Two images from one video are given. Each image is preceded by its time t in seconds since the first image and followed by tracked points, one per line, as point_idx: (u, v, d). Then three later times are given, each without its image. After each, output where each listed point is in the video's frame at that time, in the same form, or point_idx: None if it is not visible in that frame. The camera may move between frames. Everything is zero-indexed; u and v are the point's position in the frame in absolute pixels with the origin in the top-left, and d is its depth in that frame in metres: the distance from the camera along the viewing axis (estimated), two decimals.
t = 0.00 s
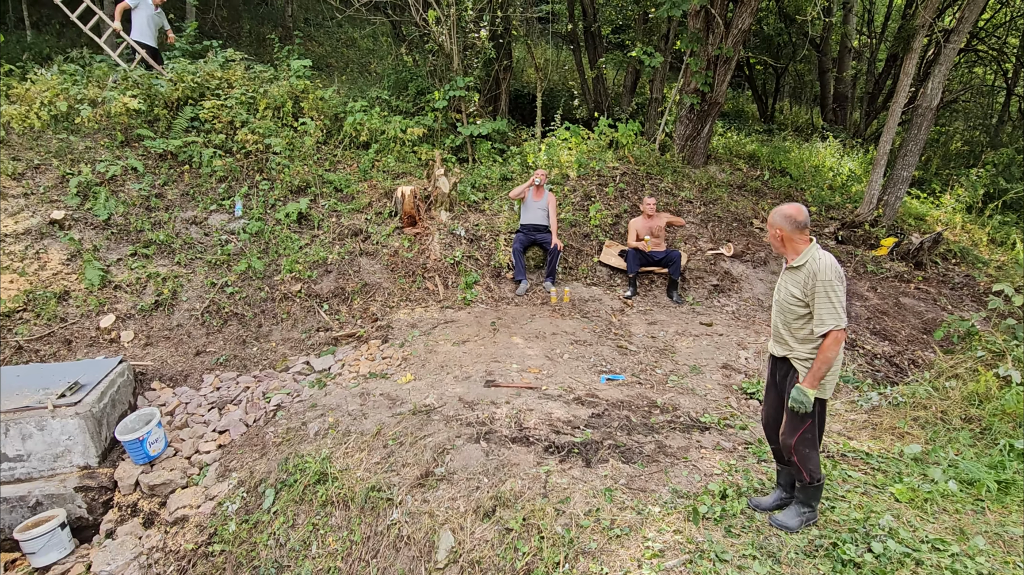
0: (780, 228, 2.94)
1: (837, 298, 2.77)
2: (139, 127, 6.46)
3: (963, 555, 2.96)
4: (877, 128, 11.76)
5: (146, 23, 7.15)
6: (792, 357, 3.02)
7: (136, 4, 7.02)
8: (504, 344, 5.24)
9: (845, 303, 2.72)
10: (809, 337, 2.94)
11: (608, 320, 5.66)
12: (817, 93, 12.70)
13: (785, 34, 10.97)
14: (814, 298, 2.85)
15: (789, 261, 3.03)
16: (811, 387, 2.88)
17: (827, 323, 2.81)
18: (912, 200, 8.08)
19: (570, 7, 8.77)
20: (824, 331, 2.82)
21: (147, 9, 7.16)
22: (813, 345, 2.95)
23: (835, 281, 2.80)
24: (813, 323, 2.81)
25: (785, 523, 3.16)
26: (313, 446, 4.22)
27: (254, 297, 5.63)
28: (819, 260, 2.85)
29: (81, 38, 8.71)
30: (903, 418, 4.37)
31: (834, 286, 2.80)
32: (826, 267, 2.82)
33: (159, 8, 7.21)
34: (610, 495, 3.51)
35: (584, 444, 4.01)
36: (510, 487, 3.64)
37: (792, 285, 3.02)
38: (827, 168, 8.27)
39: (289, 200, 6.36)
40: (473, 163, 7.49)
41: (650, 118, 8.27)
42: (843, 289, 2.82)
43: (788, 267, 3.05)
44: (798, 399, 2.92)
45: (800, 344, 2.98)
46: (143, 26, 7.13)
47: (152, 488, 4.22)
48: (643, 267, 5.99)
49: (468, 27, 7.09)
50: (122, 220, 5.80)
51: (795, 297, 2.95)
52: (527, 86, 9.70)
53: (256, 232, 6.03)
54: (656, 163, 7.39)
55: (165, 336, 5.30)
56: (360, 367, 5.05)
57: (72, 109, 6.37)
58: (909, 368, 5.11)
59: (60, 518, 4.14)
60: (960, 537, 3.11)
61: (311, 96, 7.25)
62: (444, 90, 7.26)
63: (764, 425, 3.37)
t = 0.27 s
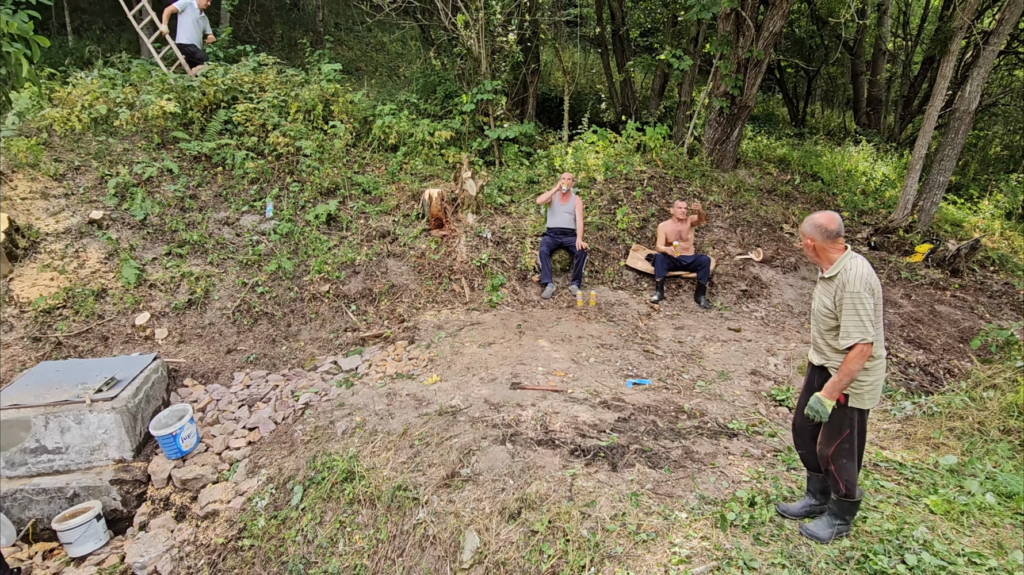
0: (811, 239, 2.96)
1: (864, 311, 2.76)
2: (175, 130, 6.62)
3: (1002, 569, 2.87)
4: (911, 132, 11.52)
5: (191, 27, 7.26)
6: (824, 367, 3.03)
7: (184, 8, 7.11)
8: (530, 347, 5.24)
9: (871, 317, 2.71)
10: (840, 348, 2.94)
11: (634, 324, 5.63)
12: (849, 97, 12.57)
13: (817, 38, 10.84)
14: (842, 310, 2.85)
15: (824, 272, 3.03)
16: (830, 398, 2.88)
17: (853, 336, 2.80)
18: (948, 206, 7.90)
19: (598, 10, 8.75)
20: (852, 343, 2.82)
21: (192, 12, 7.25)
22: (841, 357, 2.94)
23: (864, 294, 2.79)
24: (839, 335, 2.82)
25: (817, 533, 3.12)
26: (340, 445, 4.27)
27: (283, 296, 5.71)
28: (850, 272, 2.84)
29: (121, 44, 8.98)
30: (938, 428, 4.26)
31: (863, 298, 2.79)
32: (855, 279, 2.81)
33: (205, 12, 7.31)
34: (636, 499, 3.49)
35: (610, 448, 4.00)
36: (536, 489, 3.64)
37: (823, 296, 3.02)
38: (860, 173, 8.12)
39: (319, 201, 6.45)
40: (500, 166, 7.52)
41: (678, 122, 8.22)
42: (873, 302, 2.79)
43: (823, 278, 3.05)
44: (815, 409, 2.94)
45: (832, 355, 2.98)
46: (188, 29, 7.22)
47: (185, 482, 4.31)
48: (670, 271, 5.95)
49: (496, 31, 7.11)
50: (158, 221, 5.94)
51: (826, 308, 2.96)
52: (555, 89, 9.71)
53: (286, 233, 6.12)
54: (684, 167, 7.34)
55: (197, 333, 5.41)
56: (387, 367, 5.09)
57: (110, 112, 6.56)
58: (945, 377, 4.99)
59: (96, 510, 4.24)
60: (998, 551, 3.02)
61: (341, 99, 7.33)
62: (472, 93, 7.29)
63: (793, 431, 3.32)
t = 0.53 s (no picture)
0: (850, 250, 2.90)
1: (909, 323, 2.69)
2: (216, 136, 6.80)
3: None
4: (955, 139, 11.22)
5: (243, 38, 7.59)
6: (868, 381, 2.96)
7: (236, 20, 7.43)
8: (560, 354, 5.23)
9: (917, 329, 2.63)
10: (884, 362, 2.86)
11: (666, 333, 5.57)
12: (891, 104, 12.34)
13: (856, 43, 10.65)
14: (885, 322, 2.78)
15: (865, 283, 2.96)
16: (881, 415, 2.79)
17: (899, 349, 2.72)
18: (995, 216, 7.66)
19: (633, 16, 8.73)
20: (897, 357, 2.74)
21: (243, 24, 7.58)
22: (886, 370, 2.87)
23: (908, 305, 2.71)
24: (884, 348, 2.75)
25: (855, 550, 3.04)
26: (371, 447, 4.31)
27: (317, 299, 5.80)
28: (893, 283, 2.76)
29: (165, 52, 9.28)
30: (983, 446, 4.11)
31: (907, 310, 2.71)
32: (897, 291, 2.74)
33: (255, 24, 7.63)
34: (667, 511, 3.44)
35: (641, 458, 3.97)
36: (566, 496, 3.63)
37: (866, 308, 2.95)
38: (901, 181, 7.93)
39: (353, 206, 6.54)
40: (533, 172, 7.54)
41: (713, 129, 8.14)
42: (918, 314, 2.71)
43: (864, 289, 2.98)
44: (865, 426, 2.85)
45: (876, 368, 2.91)
46: (239, 40, 7.55)
47: (220, 481, 4.41)
48: (703, 280, 5.89)
49: (530, 38, 7.14)
50: (198, 224, 6.10)
51: (869, 320, 2.89)
52: (587, 96, 9.71)
53: (321, 237, 6.21)
54: (719, 174, 7.27)
55: (234, 335, 5.52)
56: (418, 372, 5.13)
57: (155, 118, 6.78)
58: (990, 393, 4.82)
59: (136, 505, 4.33)
60: None
61: (376, 106, 7.43)
62: (505, 100, 7.33)
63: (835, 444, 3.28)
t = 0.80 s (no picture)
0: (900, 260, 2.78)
1: (970, 334, 2.58)
2: (259, 142, 6.98)
3: None
4: (1009, 148, 10.81)
5: (300, 51, 7.63)
6: (923, 394, 2.84)
7: (292, 35, 7.45)
8: (596, 361, 5.19)
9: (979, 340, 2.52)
10: (942, 374, 2.75)
11: (704, 342, 5.49)
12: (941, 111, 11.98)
13: (904, 47, 10.40)
14: (943, 334, 2.67)
15: (914, 293, 2.84)
16: (948, 430, 2.65)
17: (960, 361, 2.61)
18: None
19: (672, 23, 8.68)
20: (958, 369, 2.63)
21: (300, 37, 7.59)
22: (943, 383, 2.76)
23: (966, 316, 2.60)
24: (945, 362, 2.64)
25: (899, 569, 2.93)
26: (407, 450, 4.34)
27: (355, 303, 5.88)
28: (950, 294, 2.65)
29: (212, 60, 9.58)
30: None
31: (965, 321, 2.60)
32: (954, 301, 2.63)
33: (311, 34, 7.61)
34: (706, 523, 3.38)
35: (678, 469, 3.90)
36: (601, 506, 3.59)
37: (916, 318, 2.85)
38: (951, 190, 7.67)
39: (391, 212, 6.63)
40: (569, 178, 7.53)
41: (753, 136, 8.02)
42: (977, 324, 2.60)
43: (913, 299, 2.87)
44: (932, 443, 2.70)
45: (932, 381, 2.80)
46: (297, 54, 7.60)
47: (258, 479, 4.49)
48: (742, 289, 5.80)
49: (568, 45, 7.14)
50: (241, 228, 6.25)
51: (923, 333, 2.77)
52: (625, 102, 9.68)
53: (359, 242, 6.31)
54: (759, 182, 7.15)
55: (274, 336, 5.63)
56: (453, 376, 5.15)
57: (202, 125, 6.99)
58: None
59: (178, 501, 4.46)
60: None
61: (415, 112, 7.51)
62: (542, 107, 7.34)
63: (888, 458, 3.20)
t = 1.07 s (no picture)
0: (973, 268, 2.66)
1: None
2: (316, 147, 7.18)
3: None
4: None
5: (366, 57, 7.85)
6: (992, 408, 2.71)
7: (358, 43, 7.66)
8: (646, 370, 5.14)
9: None
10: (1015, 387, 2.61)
11: (758, 353, 5.36)
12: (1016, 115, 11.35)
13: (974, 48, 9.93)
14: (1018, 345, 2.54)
15: (986, 303, 2.72)
16: None
17: None
18: None
19: (727, 25, 8.54)
20: None
21: (366, 44, 7.82)
22: (1016, 397, 2.62)
23: None
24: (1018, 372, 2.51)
25: None
26: (457, 455, 4.39)
27: (406, 306, 5.98)
28: None
29: (272, 67, 9.92)
30: None
31: None
32: None
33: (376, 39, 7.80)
34: (762, 541, 3.30)
35: (732, 484, 3.82)
36: (653, 519, 3.56)
37: (989, 328, 2.73)
38: None
39: (442, 216, 6.71)
40: (620, 184, 7.49)
41: (811, 141, 7.80)
42: None
43: (984, 309, 2.75)
44: (1008, 456, 2.53)
45: (1005, 394, 2.66)
46: (363, 60, 7.84)
47: (313, 477, 4.63)
48: (799, 299, 5.65)
49: (621, 49, 7.10)
50: (297, 230, 6.44)
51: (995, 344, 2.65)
52: (676, 106, 9.58)
53: (411, 245, 6.41)
54: (818, 188, 6.94)
55: (327, 337, 5.78)
56: (502, 382, 5.18)
57: (262, 130, 7.24)
58: None
59: (235, 495, 4.60)
60: None
61: (466, 118, 7.59)
62: (593, 112, 7.32)
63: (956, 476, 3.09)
